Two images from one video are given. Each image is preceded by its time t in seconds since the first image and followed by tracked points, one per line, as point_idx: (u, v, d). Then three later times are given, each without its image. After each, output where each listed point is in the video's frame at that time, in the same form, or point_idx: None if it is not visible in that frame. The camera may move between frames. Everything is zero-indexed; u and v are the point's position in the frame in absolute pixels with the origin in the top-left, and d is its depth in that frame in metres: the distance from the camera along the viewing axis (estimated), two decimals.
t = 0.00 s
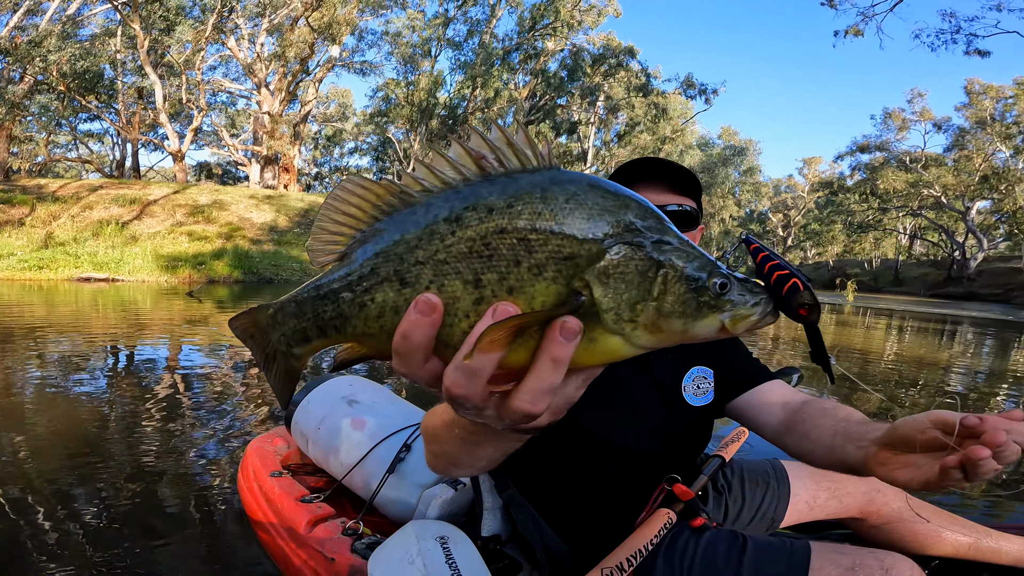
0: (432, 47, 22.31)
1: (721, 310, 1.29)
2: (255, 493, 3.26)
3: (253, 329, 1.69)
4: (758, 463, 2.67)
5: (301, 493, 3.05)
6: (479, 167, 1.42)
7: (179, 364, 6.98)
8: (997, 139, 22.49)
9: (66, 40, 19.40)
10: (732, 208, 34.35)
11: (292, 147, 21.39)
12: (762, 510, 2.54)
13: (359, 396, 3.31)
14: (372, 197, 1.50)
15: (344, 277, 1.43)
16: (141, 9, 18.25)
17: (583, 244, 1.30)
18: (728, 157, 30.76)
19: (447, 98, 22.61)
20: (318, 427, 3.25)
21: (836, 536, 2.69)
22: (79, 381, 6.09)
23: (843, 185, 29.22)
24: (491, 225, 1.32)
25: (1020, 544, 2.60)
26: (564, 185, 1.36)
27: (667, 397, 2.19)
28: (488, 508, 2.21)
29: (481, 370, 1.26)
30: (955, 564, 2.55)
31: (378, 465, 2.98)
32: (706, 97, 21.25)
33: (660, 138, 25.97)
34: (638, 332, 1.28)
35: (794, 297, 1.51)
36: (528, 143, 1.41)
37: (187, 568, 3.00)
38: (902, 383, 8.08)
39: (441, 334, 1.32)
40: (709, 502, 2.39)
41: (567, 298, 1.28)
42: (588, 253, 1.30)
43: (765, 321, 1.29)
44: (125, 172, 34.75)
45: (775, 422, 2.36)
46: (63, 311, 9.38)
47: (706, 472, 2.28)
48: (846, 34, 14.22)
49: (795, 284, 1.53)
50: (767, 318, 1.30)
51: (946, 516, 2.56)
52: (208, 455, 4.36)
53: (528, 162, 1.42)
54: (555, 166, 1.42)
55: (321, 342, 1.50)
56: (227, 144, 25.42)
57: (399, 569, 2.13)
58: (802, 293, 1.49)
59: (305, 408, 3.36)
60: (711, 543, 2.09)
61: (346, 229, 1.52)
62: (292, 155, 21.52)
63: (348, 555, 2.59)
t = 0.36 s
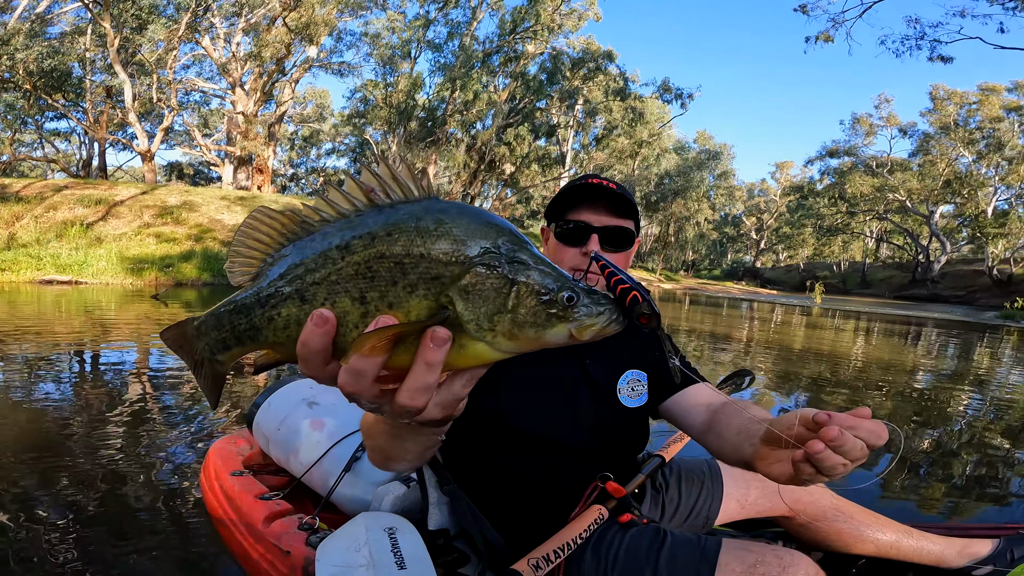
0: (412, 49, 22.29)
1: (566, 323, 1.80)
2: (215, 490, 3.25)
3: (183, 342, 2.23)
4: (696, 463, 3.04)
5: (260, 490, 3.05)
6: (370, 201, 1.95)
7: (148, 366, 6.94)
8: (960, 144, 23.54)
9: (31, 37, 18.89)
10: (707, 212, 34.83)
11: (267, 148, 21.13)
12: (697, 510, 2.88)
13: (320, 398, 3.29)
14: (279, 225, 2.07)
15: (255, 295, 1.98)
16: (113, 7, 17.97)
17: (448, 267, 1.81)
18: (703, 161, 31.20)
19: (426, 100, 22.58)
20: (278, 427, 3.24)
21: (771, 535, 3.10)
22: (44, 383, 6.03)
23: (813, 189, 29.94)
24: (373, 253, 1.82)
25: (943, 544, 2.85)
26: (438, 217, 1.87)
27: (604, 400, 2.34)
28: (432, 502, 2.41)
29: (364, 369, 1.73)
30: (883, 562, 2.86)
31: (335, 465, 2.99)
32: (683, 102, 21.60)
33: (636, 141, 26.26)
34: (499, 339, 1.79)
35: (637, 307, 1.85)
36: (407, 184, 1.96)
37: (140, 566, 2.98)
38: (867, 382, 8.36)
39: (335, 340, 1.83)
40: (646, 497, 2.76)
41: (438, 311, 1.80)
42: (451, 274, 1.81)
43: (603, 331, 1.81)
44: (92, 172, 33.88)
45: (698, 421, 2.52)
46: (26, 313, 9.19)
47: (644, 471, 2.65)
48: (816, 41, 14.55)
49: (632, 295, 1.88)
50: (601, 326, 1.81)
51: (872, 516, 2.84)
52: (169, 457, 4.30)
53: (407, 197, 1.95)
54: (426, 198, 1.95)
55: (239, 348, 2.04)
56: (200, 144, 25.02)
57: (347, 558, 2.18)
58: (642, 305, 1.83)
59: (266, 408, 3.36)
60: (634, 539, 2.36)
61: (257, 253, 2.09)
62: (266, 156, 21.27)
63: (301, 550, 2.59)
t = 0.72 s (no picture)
0: (391, 49, 22.23)
1: (496, 336, 1.83)
2: (176, 493, 3.17)
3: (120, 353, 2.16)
4: (654, 465, 3.08)
5: (223, 492, 3.00)
6: (310, 217, 1.97)
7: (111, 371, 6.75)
8: (924, 149, 24.47)
9: None
10: (683, 215, 35.24)
11: (239, 148, 20.85)
12: (655, 508, 2.92)
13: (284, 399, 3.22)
14: (218, 239, 2.07)
15: (195, 307, 1.97)
16: (82, 3, 17.63)
17: (380, 282, 1.81)
18: (679, 164, 31.58)
19: (404, 101, 22.54)
20: (240, 430, 3.18)
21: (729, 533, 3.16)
22: None
23: (786, 193, 30.53)
24: (309, 268, 1.82)
25: (891, 545, 2.89)
26: (375, 232, 1.88)
27: (561, 404, 2.37)
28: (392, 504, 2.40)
29: (300, 378, 1.72)
30: (832, 562, 2.90)
31: (298, 468, 2.95)
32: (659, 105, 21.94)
33: (614, 144, 26.51)
34: (431, 351, 1.81)
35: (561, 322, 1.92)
36: (346, 201, 1.98)
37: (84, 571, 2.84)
38: (836, 382, 8.52)
39: (273, 349, 1.83)
40: (605, 497, 2.77)
41: (370, 324, 1.81)
42: (384, 289, 1.81)
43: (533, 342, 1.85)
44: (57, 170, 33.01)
45: (653, 424, 2.56)
46: None
47: (602, 472, 2.64)
48: (788, 46, 14.88)
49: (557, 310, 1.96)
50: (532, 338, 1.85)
51: (820, 515, 2.89)
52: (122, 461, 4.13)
53: (345, 213, 1.97)
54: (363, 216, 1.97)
55: (179, 359, 2.02)
56: (170, 143, 24.58)
57: (303, 560, 2.13)
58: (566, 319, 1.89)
59: (229, 410, 3.28)
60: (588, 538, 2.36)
61: (196, 266, 2.09)
62: (238, 155, 21.00)
63: (263, 549, 2.56)
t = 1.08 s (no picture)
0: (374, 49, 22.10)
1: (436, 353, 1.83)
2: (147, 498, 3.09)
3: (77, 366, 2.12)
4: (622, 469, 3.08)
5: (194, 496, 2.93)
6: (256, 238, 1.95)
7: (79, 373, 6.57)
8: (895, 153, 25.17)
9: None
10: (663, 217, 35.52)
11: (216, 147, 20.55)
12: (622, 511, 2.93)
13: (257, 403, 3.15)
14: (169, 260, 2.03)
15: (148, 324, 1.95)
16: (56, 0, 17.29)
17: (324, 303, 1.81)
18: (660, 166, 31.85)
19: (386, 101, 22.42)
20: (212, 435, 3.11)
21: (696, 535, 3.17)
22: None
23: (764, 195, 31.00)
24: (255, 289, 1.81)
25: (849, 546, 2.91)
26: (320, 258, 1.86)
27: (529, 408, 2.37)
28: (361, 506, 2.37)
29: (249, 393, 1.71)
30: (794, 563, 2.92)
31: (268, 472, 2.86)
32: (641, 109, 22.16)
33: (596, 146, 26.62)
34: (375, 368, 1.80)
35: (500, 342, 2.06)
36: (291, 226, 1.97)
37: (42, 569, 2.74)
38: (812, 382, 8.66)
39: (223, 363, 1.82)
40: (572, 500, 2.79)
41: (315, 343, 1.80)
42: (328, 310, 1.81)
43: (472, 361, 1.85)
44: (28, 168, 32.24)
45: (609, 431, 2.65)
46: None
47: (569, 476, 2.64)
48: (766, 49, 15.14)
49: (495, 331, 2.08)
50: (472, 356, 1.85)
51: (782, 518, 2.91)
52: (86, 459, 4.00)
53: (290, 237, 1.96)
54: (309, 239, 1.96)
55: (135, 372, 1.99)
56: (145, 141, 24.15)
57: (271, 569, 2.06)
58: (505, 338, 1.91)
59: (200, 415, 3.23)
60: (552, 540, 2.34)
61: (149, 285, 2.05)
62: (214, 155, 20.72)
63: (233, 552, 2.50)
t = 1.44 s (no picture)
0: (362, 49, 22.02)
1: (403, 364, 1.82)
2: (125, 502, 3.03)
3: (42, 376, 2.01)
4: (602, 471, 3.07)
5: (174, 499, 2.88)
6: (224, 255, 1.93)
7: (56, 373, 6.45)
8: (877, 155, 25.56)
9: None
10: (650, 217, 35.73)
11: (198, 147, 20.35)
12: (602, 513, 2.92)
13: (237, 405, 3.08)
14: (137, 275, 1.99)
15: (117, 337, 1.91)
16: None
17: (292, 318, 1.79)
18: (647, 167, 32.00)
19: (373, 101, 22.34)
20: (191, 439, 3.05)
21: (675, 537, 3.16)
22: None
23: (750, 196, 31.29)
24: (222, 305, 1.79)
25: (825, 548, 2.92)
26: (285, 275, 1.84)
27: (504, 412, 2.36)
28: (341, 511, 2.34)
29: (219, 403, 1.67)
30: (771, 564, 2.92)
31: (248, 476, 2.80)
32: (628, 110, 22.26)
33: (583, 147, 26.67)
34: (343, 380, 1.78)
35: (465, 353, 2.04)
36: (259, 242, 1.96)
37: (11, 570, 2.67)
38: (796, 382, 8.74)
39: (193, 376, 1.80)
40: (553, 502, 2.77)
41: (283, 357, 1.79)
42: (295, 325, 1.80)
43: (437, 373, 1.84)
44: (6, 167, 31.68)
45: (588, 434, 2.65)
46: None
47: (550, 478, 2.61)
48: (751, 52, 15.27)
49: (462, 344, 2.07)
50: (439, 368, 1.84)
51: (758, 520, 2.92)
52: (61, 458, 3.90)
53: (258, 253, 1.95)
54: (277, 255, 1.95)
55: (106, 384, 1.94)
56: (127, 140, 23.85)
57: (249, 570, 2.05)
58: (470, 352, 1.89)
59: (178, 420, 3.18)
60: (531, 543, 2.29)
61: (118, 297, 2.00)
62: (197, 154, 20.52)
63: (213, 556, 2.45)
